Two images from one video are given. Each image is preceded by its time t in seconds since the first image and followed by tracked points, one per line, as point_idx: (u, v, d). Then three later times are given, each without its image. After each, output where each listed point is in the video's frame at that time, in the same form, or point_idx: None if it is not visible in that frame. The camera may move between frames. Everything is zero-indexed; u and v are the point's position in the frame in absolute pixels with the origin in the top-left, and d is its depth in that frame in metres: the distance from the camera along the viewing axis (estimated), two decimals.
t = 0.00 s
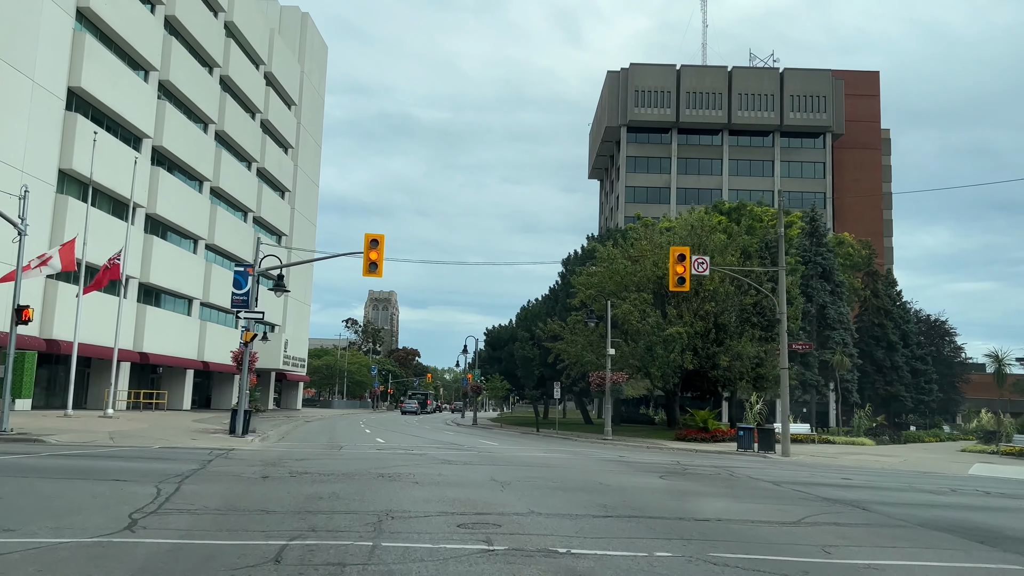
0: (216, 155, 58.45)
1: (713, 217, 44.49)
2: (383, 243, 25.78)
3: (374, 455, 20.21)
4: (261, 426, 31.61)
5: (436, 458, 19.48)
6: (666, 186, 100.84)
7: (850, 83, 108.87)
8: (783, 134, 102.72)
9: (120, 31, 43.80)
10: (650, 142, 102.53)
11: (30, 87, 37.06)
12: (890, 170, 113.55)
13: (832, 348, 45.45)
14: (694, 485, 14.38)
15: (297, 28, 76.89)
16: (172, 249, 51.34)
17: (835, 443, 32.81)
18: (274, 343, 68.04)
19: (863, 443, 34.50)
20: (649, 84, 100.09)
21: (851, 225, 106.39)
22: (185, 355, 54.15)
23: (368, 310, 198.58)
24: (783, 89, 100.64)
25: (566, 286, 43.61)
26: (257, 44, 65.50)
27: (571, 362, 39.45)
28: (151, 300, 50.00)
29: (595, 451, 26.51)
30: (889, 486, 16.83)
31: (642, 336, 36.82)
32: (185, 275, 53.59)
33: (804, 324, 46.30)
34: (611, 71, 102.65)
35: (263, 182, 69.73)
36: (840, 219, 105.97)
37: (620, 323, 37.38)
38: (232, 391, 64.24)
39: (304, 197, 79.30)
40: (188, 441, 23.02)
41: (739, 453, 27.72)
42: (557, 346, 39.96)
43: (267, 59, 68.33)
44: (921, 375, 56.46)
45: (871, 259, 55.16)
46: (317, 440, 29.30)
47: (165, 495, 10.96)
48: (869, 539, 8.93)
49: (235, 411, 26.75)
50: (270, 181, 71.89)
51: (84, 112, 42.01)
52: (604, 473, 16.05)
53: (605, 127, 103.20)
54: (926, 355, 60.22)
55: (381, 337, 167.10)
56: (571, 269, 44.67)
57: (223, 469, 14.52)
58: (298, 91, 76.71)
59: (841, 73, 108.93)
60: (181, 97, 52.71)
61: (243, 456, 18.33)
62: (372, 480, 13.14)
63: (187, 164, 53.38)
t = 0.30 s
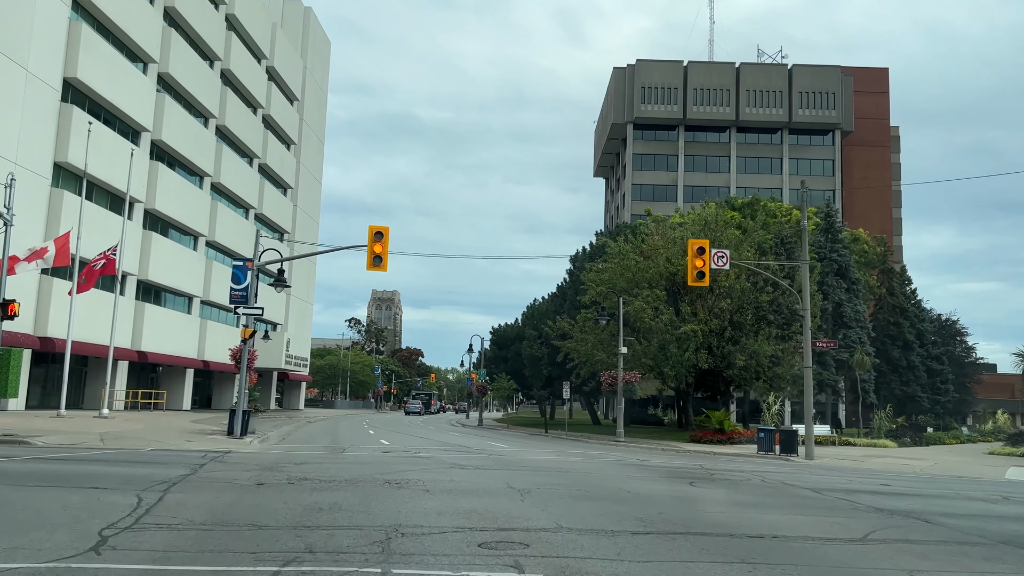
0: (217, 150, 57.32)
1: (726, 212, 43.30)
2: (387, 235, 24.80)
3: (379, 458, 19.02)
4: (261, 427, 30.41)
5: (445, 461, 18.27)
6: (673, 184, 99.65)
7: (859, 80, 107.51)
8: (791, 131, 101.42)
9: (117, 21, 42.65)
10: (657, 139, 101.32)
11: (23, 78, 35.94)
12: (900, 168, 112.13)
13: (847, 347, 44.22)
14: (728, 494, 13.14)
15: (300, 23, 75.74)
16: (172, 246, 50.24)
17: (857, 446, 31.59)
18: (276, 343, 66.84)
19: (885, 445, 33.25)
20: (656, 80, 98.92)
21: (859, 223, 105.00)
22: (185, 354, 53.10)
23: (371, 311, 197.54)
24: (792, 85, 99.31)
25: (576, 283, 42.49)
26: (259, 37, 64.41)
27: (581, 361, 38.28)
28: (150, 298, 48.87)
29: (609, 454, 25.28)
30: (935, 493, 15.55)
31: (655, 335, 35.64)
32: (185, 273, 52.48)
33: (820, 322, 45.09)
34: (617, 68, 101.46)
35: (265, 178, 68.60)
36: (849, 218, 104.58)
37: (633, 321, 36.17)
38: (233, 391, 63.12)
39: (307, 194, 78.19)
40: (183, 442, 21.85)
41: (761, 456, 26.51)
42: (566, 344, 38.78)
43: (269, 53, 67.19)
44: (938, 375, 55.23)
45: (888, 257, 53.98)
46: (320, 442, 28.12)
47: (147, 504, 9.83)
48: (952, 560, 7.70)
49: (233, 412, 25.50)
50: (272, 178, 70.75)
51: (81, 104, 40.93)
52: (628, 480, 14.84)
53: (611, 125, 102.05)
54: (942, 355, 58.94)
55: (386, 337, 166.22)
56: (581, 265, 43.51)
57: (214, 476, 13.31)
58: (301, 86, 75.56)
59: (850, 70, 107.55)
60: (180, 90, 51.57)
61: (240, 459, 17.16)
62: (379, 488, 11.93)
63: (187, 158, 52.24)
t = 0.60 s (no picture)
0: (223, 157, 53.58)
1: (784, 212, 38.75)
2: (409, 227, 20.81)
3: (405, 499, 14.54)
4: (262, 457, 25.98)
5: (494, 505, 13.75)
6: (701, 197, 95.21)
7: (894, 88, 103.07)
8: (825, 140, 96.92)
9: (111, 9, 39.01)
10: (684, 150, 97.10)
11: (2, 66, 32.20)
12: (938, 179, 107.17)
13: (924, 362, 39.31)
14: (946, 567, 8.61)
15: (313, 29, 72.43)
16: (172, 259, 46.30)
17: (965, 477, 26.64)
18: (287, 365, 62.53)
19: (993, 475, 28.28)
20: (683, 89, 94.94)
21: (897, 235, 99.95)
22: (188, 377, 48.97)
23: (387, 333, 193.46)
24: (826, 92, 94.98)
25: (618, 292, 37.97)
26: (269, 41, 60.93)
27: (627, 380, 33.65)
28: (148, 314, 44.89)
29: (682, 489, 20.66)
30: None
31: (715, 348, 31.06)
32: (188, 288, 48.55)
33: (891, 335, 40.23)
34: (641, 77, 97.60)
35: (276, 189, 64.81)
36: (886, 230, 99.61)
37: (689, 331, 31.56)
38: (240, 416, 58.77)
39: (320, 208, 74.37)
40: (158, 479, 17.47)
41: (863, 491, 21.80)
42: (610, 359, 34.20)
43: (279, 58, 63.71)
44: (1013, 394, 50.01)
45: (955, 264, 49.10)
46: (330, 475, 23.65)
47: None
48: None
49: (225, 440, 21.03)
50: (283, 190, 66.94)
51: (70, 99, 37.26)
52: (762, 539, 10.29)
53: (635, 136, 97.98)
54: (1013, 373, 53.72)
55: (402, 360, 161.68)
56: (624, 273, 39.08)
57: (167, 539, 8.89)
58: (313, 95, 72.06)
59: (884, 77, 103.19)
60: (183, 90, 47.90)
61: (218, 504, 12.75)
62: (416, 567, 7.47)
63: (189, 164, 48.43)
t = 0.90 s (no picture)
0: (225, 155, 52.96)
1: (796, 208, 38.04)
2: (415, 221, 20.24)
3: (412, 504, 13.79)
4: (265, 459, 25.31)
5: (507, 508, 13.07)
6: (707, 196, 94.47)
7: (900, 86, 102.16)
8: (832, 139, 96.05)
9: (110, 4, 38.39)
10: (690, 150, 96.29)
11: None
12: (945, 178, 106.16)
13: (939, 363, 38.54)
14: None
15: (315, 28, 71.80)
16: (174, 258, 45.65)
17: (988, 480, 25.83)
18: (290, 366, 61.86)
19: (1015, 478, 27.47)
20: (688, 87, 94.07)
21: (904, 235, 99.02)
22: (190, 378, 48.38)
23: (390, 335, 192.85)
24: (833, 91, 94.11)
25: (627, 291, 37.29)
26: (271, 38, 60.28)
27: (637, 380, 32.89)
28: (148, 315, 44.22)
29: (699, 493, 19.89)
30: None
31: (726, 347, 30.29)
32: (190, 288, 47.91)
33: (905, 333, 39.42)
34: (646, 76, 96.85)
35: (278, 189, 64.17)
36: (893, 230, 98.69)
37: (700, 330, 30.84)
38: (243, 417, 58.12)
39: (323, 208, 73.72)
40: (155, 482, 16.75)
41: (887, 495, 21.00)
42: (618, 358, 33.48)
43: (282, 56, 63.08)
44: None
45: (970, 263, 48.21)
46: (334, 478, 22.92)
47: None
48: None
49: (225, 443, 20.30)
50: (286, 189, 66.26)
51: (68, 96, 36.66)
52: (802, 550, 9.52)
53: (641, 135, 97.24)
54: None
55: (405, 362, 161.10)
56: (633, 271, 38.33)
57: (157, 551, 8.21)
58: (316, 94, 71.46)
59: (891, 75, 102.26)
60: (184, 88, 47.28)
61: (215, 511, 12.00)
62: None
63: (191, 163, 47.77)
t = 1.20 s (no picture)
0: (227, 153, 52.26)
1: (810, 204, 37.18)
2: (422, 214, 19.48)
3: (419, 511, 12.98)
4: (266, 461, 24.54)
5: (521, 516, 12.22)
6: (714, 195, 93.62)
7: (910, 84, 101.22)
8: (841, 138, 95.14)
9: None
10: (696, 148, 95.46)
11: None
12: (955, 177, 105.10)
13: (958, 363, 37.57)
14: None
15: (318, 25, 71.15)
16: (175, 257, 44.96)
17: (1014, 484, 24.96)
18: (293, 366, 61.06)
19: None
20: (695, 86, 93.21)
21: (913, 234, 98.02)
22: (191, 378, 47.66)
23: (394, 336, 192.32)
24: (841, 89, 93.21)
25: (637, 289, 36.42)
26: (274, 35, 59.55)
27: (647, 381, 32.05)
28: (149, 314, 43.49)
29: (719, 497, 19.08)
30: None
31: (741, 346, 29.45)
32: (191, 287, 47.19)
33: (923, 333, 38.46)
34: (652, 74, 96.05)
35: (281, 187, 63.48)
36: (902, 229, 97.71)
37: (714, 329, 29.98)
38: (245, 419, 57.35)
39: (327, 207, 73.01)
40: (148, 486, 15.94)
41: (912, 499, 20.18)
42: (628, 358, 32.57)
43: (285, 53, 62.41)
44: None
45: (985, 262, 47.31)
46: (337, 481, 22.11)
47: None
48: None
49: (224, 445, 19.51)
50: (289, 188, 65.48)
51: (67, 90, 35.98)
52: (849, 564, 8.66)
53: (646, 134, 96.46)
54: None
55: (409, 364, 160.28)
56: (641, 268, 37.48)
57: (137, 568, 7.34)
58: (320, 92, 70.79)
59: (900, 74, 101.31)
60: (186, 83, 46.61)
61: (209, 519, 11.18)
62: None
63: (192, 160, 47.04)
